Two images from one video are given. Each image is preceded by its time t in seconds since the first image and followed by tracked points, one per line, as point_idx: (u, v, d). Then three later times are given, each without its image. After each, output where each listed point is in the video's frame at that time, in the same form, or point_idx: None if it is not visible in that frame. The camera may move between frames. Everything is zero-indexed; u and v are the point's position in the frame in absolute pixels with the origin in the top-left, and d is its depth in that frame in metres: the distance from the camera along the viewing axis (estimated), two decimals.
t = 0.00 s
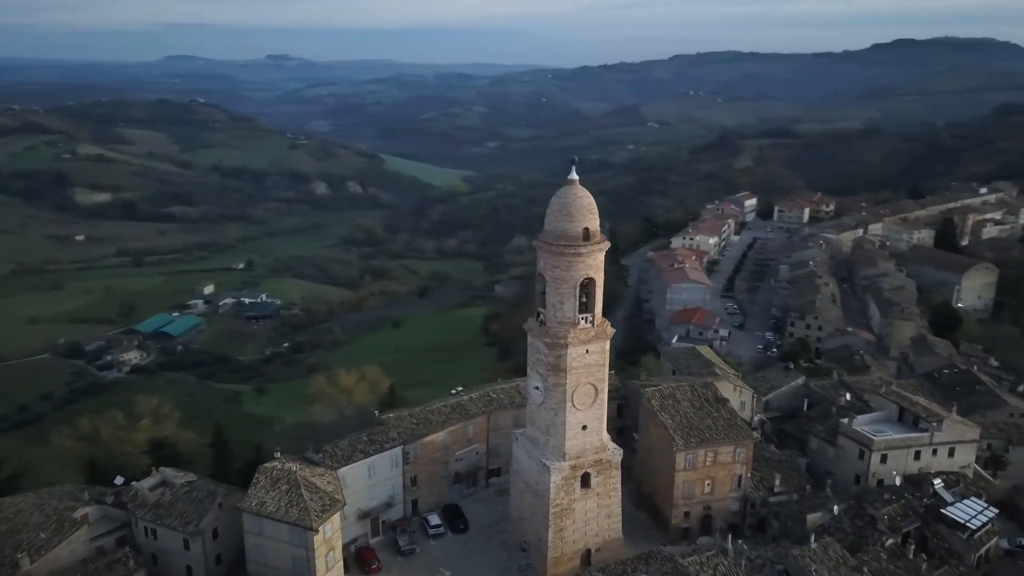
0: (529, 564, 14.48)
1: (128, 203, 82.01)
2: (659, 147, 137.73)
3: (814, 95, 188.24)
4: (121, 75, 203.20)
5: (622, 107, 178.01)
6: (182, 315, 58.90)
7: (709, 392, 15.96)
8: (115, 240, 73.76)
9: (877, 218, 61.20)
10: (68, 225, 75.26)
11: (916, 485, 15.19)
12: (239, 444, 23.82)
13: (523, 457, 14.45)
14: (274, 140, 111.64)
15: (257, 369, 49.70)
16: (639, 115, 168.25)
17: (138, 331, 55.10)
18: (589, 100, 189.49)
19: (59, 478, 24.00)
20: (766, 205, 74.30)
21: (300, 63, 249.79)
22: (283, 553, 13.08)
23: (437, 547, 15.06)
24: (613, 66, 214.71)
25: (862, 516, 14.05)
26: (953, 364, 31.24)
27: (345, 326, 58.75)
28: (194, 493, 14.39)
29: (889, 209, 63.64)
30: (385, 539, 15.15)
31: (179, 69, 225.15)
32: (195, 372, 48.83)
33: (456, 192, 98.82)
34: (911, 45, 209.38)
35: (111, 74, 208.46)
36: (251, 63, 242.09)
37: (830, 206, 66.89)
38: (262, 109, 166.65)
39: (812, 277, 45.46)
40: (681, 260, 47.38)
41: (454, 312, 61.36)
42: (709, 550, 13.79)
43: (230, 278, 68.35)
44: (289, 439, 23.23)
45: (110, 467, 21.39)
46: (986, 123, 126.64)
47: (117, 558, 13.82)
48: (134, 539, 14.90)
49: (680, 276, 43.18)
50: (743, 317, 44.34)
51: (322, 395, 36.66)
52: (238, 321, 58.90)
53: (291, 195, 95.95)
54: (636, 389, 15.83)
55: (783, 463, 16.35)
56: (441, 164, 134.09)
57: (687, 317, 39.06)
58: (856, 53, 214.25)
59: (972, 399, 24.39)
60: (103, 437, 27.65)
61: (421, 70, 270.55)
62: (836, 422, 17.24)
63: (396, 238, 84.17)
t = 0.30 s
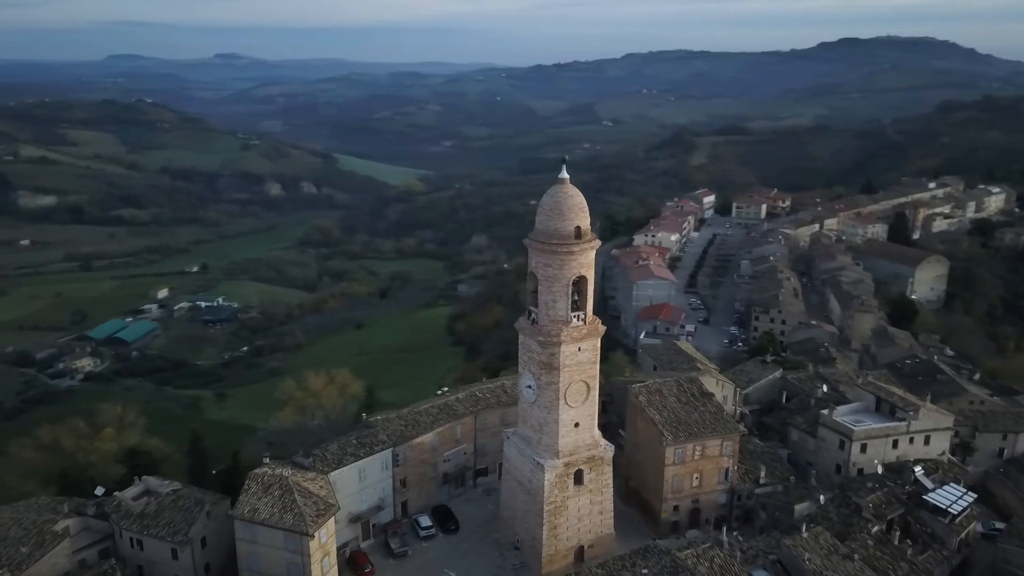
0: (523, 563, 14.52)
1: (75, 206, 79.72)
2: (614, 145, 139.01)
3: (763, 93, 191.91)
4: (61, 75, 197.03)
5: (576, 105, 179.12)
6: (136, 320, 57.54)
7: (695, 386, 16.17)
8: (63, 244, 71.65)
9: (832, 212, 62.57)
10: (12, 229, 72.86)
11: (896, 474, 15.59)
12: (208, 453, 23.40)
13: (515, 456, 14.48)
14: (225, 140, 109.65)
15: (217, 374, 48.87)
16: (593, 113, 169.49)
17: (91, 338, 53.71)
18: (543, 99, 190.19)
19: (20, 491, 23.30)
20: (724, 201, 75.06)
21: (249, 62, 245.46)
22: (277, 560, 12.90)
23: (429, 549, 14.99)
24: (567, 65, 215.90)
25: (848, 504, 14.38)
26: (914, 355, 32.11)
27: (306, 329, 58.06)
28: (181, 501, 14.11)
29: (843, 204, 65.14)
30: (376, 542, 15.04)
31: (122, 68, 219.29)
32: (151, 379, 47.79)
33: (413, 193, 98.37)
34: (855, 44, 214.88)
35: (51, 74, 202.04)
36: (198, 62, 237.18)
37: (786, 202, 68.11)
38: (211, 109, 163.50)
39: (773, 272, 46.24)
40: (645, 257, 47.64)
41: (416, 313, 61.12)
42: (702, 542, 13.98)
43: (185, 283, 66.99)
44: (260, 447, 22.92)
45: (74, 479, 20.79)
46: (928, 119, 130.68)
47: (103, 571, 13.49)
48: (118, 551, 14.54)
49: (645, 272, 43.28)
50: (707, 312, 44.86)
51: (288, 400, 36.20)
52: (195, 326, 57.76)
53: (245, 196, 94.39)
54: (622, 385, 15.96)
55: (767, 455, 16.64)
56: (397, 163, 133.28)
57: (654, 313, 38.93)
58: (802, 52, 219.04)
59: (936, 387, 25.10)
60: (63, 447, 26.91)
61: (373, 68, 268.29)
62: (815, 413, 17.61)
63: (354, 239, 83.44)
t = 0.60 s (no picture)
0: (516, 561, 14.56)
1: (18, 210, 77.26)
2: (569, 143, 139.82)
3: (713, 91, 194.84)
4: None
5: (530, 105, 179.61)
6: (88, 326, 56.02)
7: (679, 381, 16.40)
8: (6, 248, 69.32)
9: (788, 208, 63.83)
10: None
11: (876, 463, 16.00)
12: (176, 461, 22.93)
13: (506, 454, 14.52)
14: (174, 141, 107.34)
15: (175, 379, 47.93)
16: (548, 112, 170.21)
17: (41, 345, 52.21)
18: (497, 97, 190.20)
19: None
20: (683, 197, 75.69)
21: (196, 61, 240.31)
22: (272, 567, 12.73)
23: (421, 550, 14.94)
24: (520, 63, 216.27)
25: (832, 493, 14.74)
26: (877, 347, 33.00)
27: (265, 331, 57.26)
28: (168, 510, 13.86)
29: (798, 200, 66.49)
30: (368, 545, 14.94)
31: (61, 66, 212.52)
32: (106, 387, 46.69)
33: (370, 193, 97.59)
34: (801, 43, 219.77)
35: None
36: (143, 61, 231.41)
37: (743, 198, 69.18)
38: (158, 108, 159.74)
39: (735, 267, 46.94)
40: (610, 254, 47.86)
41: (377, 315, 60.70)
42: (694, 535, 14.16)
43: (137, 287, 65.52)
44: (231, 453, 22.51)
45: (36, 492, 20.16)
46: (873, 116, 134.36)
47: None
48: (101, 563, 14.18)
49: (610, 270, 43.53)
50: (671, 308, 45.33)
51: (253, 404, 35.60)
52: (150, 332, 56.46)
53: (197, 197, 92.49)
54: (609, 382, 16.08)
55: (749, 447, 16.95)
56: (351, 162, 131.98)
57: (621, 309, 38.94)
58: (750, 50, 223.01)
59: (900, 377, 25.83)
60: (19, 457, 26.10)
61: (323, 67, 264.84)
62: (794, 405, 17.97)
63: (310, 240, 82.41)
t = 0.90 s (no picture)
0: (509, 560, 14.58)
1: None
2: (525, 142, 140.18)
3: (666, 91, 197.14)
4: None
5: (486, 104, 179.54)
6: (38, 334, 54.49)
7: (665, 377, 16.59)
8: None
9: (746, 204, 64.84)
10: None
11: (856, 452, 16.41)
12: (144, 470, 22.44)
13: (497, 454, 14.54)
14: (122, 142, 104.72)
15: (131, 386, 46.90)
16: (503, 111, 170.34)
17: None
18: (451, 96, 189.63)
19: None
20: (642, 194, 76.39)
21: (142, 59, 234.63)
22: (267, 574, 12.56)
23: (413, 553, 14.87)
24: (474, 63, 215.95)
25: (817, 483, 15.06)
26: (841, 339, 33.71)
27: (224, 335, 56.32)
28: (156, 520, 13.57)
29: (756, 196, 67.63)
30: (359, 549, 14.83)
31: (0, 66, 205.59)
32: (59, 396, 45.47)
33: (326, 194, 96.60)
34: (751, 43, 223.58)
35: None
36: (86, 59, 225.02)
37: (702, 195, 70.08)
38: (103, 109, 155.65)
39: (699, 264, 47.50)
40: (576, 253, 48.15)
41: (339, 317, 60.13)
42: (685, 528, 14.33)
43: (88, 293, 63.85)
44: (203, 461, 22.09)
45: None
46: (822, 114, 137.43)
47: None
48: None
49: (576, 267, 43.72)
50: (637, 304, 45.66)
51: (219, 410, 34.94)
52: (104, 338, 55.06)
53: (147, 199, 90.42)
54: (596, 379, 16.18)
55: (732, 440, 17.24)
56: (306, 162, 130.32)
57: (589, 306, 39.14)
58: (702, 49, 226.14)
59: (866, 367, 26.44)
60: None
61: (274, 66, 260.66)
62: (774, 398, 18.31)
63: (266, 241, 81.27)
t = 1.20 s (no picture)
0: (503, 559, 14.60)
1: None
2: (482, 141, 140.19)
3: (620, 89, 198.86)
4: None
5: (441, 103, 178.99)
6: None
7: (649, 372, 16.78)
8: None
9: (706, 201, 65.72)
10: None
11: (836, 443, 16.79)
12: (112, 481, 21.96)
13: (489, 453, 14.54)
14: (69, 143, 101.99)
15: (86, 394, 45.85)
16: (459, 110, 170.03)
17: None
18: (407, 95, 188.58)
19: None
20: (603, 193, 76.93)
21: (86, 58, 228.49)
22: None
23: (405, 555, 14.80)
24: (429, 62, 215.07)
25: (802, 474, 15.38)
26: (806, 333, 34.38)
27: (181, 339, 55.33)
28: (144, 530, 13.32)
29: (715, 193, 68.59)
30: (351, 552, 14.73)
31: None
32: (10, 407, 44.26)
33: (282, 195, 95.41)
34: (702, 41, 226.72)
35: None
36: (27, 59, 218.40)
37: (662, 193, 70.85)
38: (46, 109, 151.32)
39: (663, 260, 47.94)
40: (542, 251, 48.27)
41: (300, 319, 59.49)
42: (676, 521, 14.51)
43: (37, 299, 62.15)
44: (177, 470, 21.66)
45: None
46: (773, 112, 140.09)
47: None
48: None
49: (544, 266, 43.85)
50: (603, 301, 45.97)
51: (185, 416, 34.31)
52: (55, 346, 53.66)
53: (96, 202, 88.21)
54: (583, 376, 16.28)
55: (715, 434, 17.50)
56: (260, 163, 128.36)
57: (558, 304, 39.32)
58: (654, 49, 228.64)
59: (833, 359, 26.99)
60: None
61: (224, 64, 255.96)
62: (754, 391, 18.63)
63: (221, 244, 80.00)
